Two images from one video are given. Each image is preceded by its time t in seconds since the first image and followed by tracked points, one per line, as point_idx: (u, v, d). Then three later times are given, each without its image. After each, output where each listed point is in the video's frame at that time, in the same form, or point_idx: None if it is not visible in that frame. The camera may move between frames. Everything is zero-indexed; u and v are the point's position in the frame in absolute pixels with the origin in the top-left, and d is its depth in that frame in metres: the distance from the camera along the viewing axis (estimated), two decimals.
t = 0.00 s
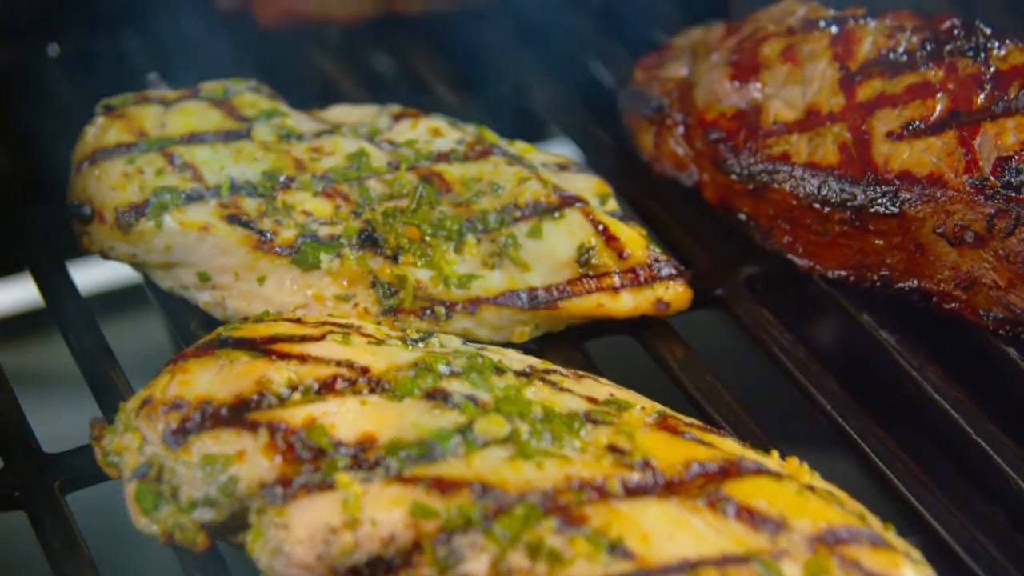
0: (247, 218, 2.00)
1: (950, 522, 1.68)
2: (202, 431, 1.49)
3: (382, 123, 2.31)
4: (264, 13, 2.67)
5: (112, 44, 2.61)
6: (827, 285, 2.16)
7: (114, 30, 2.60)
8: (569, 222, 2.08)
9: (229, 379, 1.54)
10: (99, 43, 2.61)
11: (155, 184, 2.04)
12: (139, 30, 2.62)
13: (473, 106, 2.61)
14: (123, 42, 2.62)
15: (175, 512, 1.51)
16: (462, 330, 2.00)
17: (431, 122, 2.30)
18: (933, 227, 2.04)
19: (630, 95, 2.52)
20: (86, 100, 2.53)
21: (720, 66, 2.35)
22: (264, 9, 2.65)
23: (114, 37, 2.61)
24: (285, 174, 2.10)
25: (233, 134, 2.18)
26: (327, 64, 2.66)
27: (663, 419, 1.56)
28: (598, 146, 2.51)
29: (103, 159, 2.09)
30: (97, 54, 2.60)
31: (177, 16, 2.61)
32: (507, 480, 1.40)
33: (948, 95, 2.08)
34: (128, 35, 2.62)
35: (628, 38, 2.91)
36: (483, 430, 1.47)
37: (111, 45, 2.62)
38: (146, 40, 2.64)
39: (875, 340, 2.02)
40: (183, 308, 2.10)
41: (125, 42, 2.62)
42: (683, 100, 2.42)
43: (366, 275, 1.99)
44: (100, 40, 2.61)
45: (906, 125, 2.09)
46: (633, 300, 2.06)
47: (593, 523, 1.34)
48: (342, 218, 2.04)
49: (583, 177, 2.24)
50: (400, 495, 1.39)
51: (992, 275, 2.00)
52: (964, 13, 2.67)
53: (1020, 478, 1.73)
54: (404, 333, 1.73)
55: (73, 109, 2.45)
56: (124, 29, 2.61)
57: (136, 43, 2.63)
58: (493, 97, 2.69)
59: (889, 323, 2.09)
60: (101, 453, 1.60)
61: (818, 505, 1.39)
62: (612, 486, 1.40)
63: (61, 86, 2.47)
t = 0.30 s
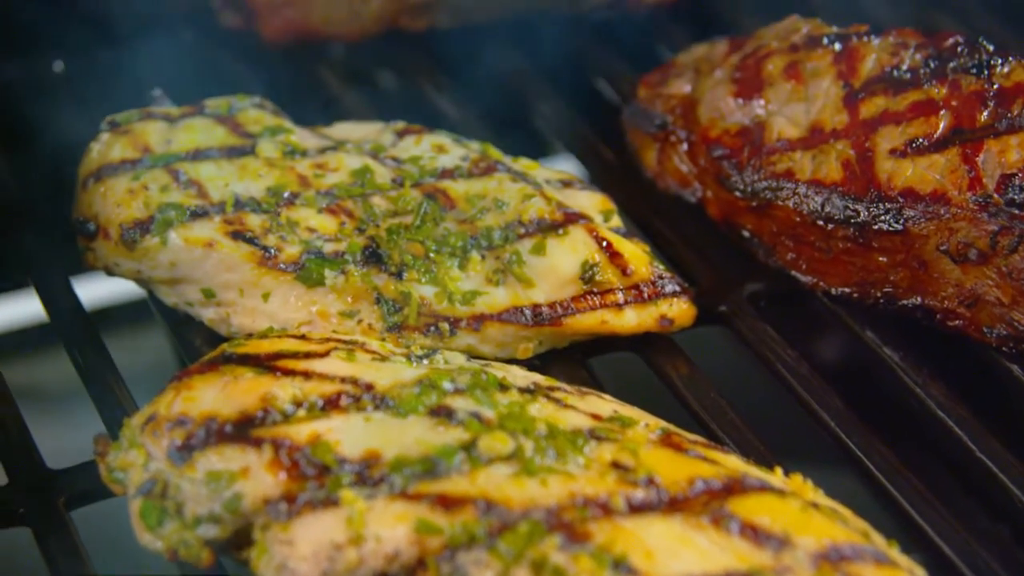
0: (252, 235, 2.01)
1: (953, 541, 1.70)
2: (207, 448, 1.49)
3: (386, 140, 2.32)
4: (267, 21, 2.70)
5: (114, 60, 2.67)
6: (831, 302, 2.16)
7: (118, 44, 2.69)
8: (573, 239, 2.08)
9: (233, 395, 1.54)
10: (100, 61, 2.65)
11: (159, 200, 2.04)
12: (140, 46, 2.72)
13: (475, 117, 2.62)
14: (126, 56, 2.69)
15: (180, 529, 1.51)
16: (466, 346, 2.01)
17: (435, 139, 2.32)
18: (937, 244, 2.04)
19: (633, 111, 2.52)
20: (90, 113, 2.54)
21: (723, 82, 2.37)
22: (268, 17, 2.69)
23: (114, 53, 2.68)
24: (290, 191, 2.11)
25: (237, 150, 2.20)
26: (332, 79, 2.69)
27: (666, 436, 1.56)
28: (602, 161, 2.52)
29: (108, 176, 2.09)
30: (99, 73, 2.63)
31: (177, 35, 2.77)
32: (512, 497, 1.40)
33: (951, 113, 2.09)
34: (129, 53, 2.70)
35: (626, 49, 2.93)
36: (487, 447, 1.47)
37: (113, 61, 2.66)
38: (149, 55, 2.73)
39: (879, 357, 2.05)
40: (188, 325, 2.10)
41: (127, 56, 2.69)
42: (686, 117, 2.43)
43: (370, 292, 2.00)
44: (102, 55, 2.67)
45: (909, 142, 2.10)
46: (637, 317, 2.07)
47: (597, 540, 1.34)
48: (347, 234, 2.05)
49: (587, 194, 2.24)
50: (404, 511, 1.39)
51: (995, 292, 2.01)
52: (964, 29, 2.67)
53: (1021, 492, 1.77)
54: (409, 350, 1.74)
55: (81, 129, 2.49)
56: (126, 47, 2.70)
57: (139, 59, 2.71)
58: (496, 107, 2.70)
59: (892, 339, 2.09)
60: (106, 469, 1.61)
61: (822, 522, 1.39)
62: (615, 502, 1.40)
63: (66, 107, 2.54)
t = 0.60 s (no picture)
0: (257, 253, 2.02)
1: (958, 561, 1.71)
2: (213, 466, 1.50)
3: (390, 158, 2.33)
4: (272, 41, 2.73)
5: (120, 77, 2.71)
6: (835, 320, 2.18)
7: (121, 58, 2.73)
8: (577, 257, 2.09)
9: (239, 413, 1.55)
10: (104, 77, 2.69)
11: (165, 218, 2.04)
12: (147, 63, 2.75)
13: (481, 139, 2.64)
14: (132, 74, 2.72)
15: (185, 547, 1.50)
16: (471, 364, 2.02)
17: (440, 157, 2.32)
18: (941, 263, 2.05)
19: (637, 130, 2.54)
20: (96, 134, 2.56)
21: (728, 100, 2.39)
22: (274, 37, 2.72)
23: (121, 72, 2.72)
24: (295, 209, 2.11)
25: (242, 168, 2.19)
26: (339, 98, 2.72)
27: (671, 455, 1.57)
28: (608, 182, 2.52)
29: (114, 194, 2.10)
30: (106, 93, 2.66)
31: (183, 54, 2.79)
32: (517, 515, 1.40)
33: (955, 132, 2.10)
34: (136, 70, 2.73)
35: (628, 65, 2.94)
36: (491, 465, 1.47)
37: (119, 80, 2.70)
38: (156, 74, 2.75)
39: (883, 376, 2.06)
40: (194, 343, 2.12)
41: (134, 74, 2.72)
42: (691, 136, 2.44)
43: (375, 309, 2.01)
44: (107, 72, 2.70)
45: (913, 160, 2.10)
46: (641, 335, 2.07)
47: (602, 557, 1.35)
48: (352, 252, 2.06)
49: (591, 212, 2.25)
50: (410, 529, 1.39)
51: (999, 311, 2.01)
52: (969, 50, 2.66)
53: None
54: (414, 368, 1.74)
55: (88, 147, 2.52)
56: (134, 65, 2.73)
57: (144, 77, 2.73)
58: (500, 125, 2.71)
59: (896, 358, 2.11)
60: (111, 487, 1.59)
61: (826, 541, 1.39)
62: (619, 521, 1.40)
63: (72, 125, 2.57)
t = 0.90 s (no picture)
0: (263, 271, 2.03)
1: None
2: (219, 484, 1.50)
3: (397, 177, 2.33)
4: (278, 59, 2.74)
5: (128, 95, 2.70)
6: (840, 339, 2.17)
7: (129, 74, 2.74)
8: (582, 275, 2.10)
9: (245, 432, 1.56)
10: (111, 95, 2.69)
11: (172, 237, 2.06)
12: (154, 80, 2.75)
13: (485, 154, 2.64)
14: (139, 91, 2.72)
15: (190, 565, 1.49)
16: (476, 383, 2.02)
17: (445, 177, 2.32)
18: (945, 282, 2.06)
19: (642, 149, 2.55)
20: (104, 153, 2.56)
21: (733, 120, 2.40)
22: (280, 54, 2.72)
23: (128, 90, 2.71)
24: (301, 228, 2.12)
25: (249, 187, 2.20)
26: (344, 116, 2.73)
27: (675, 473, 1.57)
28: (613, 201, 2.52)
29: (120, 213, 2.11)
30: (113, 110, 2.67)
31: (191, 72, 2.79)
32: (522, 534, 1.40)
33: (959, 151, 2.11)
34: (143, 87, 2.73)
35: (632, 84, 2.95)
36: (496, 484, 1.47)
37: (126, 97, 2.70)
38: (161, 91, 2.75)
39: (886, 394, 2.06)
40: (198, 361, 2.12)
41: (140, 92, 2.72)
42: (696, 155, 2.45)
43: (381, 327, 2.02)
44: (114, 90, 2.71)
45: (917, 180, 2.11)
46: (646, 353, 2.08)
47: None
48: (358, 271, 2.07)
49: (596, 231, 2.26)
50: (415, 548, 1.39)
51: (1003, 330, 2.02)
52: (974, 72, 2.67)
53: None
54: (419, 386, 1.75)
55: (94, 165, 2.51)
56: (141, 83, 2.73)
57: (151, 95, 2.73)
58: (504, 145, 2.72)
59: (899, 376, 2.11)
60: (117, 505, 1.58)
61: (831, 561, 1.41)
62: (624, 539, 1.40)
63: (80, 143, 2.56)
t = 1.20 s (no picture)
0: (270, 290, 2.05)
1: None
2: (226, 501, 1.50)
3: (403, 196, 2.33)
4: (284, 77, 2.77)
5: (134, 111, 2.74)
6: (845, 358, 2.18)
7: (134, 92, 2.78)
8: (588, 293, 2.11)
9: (252, 449, 1.56)
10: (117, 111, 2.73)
11: (179, 255, 2.07)
12: (159, 100, 2.79)
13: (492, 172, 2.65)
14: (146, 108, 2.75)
15: None
16: (483, 401, 2.03)
17: (452, 195, 2.32)
18: (950, 301, 2.07)
19: (648, 168, 2.57)
20: (109, 169, 2.58)
21: (738, 139, 2.41)
22: (287, 73, 2.76)
23: (133, 107, 2.76)
24: (307, 246, 2.13)
25: (257, 206, 2.21)
26: (350, 134, 2.75)
27: (681, 491, 1.57)
28: (619, 219, 2.53)
29: (128, 231, 2.13)
30: (119, 127, 2.70)
31: (195, 86, 2.84)
32: (528, 552, 1.40)
33: (964, 171, 2.11)
34: (148, 103, 2.77)
35: (638, 103, 2.95)
36: (503, 502, 1.47)
37: (133, 115, 2.73)
38: (167, 110, 2.78)
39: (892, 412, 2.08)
40: (203, 378, 2.14)
41: (146, 112, 2.75)
42: (701, 173, 2.46)
43: (387, 345, 2.03)
44: (120, 108, 2.74)
45: (922, 199, 2.11)
46: (652, 372, 2.08)
47: None
48: (364, 289, 2.08)
49: (602, 249, 2.27)
50: (422, 565, 1.40)
51: (1009, 349, 2.03)
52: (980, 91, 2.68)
53: None
54: (426, 405, 1.75)
55: (102, 181, 2.55)
56: (147, 98, 2.78)
57: (157, 113, 2.76)
58: (511, 166, 2.74)
59: (904, 393, 2.11)
60: (125, 522, 1.61)
61: None
62: (630, 558, 1.41)
63: (86, 157, 2.61)
